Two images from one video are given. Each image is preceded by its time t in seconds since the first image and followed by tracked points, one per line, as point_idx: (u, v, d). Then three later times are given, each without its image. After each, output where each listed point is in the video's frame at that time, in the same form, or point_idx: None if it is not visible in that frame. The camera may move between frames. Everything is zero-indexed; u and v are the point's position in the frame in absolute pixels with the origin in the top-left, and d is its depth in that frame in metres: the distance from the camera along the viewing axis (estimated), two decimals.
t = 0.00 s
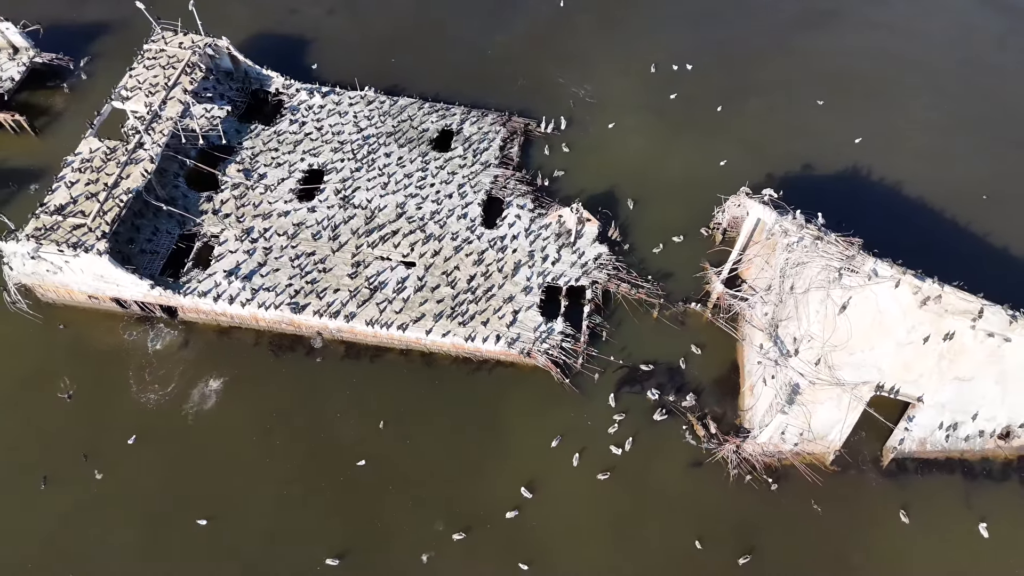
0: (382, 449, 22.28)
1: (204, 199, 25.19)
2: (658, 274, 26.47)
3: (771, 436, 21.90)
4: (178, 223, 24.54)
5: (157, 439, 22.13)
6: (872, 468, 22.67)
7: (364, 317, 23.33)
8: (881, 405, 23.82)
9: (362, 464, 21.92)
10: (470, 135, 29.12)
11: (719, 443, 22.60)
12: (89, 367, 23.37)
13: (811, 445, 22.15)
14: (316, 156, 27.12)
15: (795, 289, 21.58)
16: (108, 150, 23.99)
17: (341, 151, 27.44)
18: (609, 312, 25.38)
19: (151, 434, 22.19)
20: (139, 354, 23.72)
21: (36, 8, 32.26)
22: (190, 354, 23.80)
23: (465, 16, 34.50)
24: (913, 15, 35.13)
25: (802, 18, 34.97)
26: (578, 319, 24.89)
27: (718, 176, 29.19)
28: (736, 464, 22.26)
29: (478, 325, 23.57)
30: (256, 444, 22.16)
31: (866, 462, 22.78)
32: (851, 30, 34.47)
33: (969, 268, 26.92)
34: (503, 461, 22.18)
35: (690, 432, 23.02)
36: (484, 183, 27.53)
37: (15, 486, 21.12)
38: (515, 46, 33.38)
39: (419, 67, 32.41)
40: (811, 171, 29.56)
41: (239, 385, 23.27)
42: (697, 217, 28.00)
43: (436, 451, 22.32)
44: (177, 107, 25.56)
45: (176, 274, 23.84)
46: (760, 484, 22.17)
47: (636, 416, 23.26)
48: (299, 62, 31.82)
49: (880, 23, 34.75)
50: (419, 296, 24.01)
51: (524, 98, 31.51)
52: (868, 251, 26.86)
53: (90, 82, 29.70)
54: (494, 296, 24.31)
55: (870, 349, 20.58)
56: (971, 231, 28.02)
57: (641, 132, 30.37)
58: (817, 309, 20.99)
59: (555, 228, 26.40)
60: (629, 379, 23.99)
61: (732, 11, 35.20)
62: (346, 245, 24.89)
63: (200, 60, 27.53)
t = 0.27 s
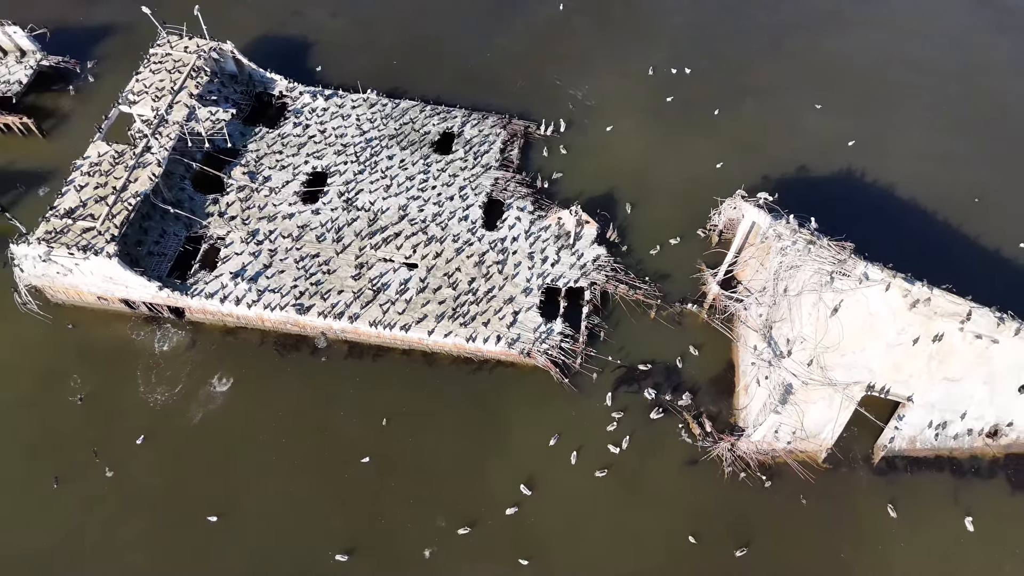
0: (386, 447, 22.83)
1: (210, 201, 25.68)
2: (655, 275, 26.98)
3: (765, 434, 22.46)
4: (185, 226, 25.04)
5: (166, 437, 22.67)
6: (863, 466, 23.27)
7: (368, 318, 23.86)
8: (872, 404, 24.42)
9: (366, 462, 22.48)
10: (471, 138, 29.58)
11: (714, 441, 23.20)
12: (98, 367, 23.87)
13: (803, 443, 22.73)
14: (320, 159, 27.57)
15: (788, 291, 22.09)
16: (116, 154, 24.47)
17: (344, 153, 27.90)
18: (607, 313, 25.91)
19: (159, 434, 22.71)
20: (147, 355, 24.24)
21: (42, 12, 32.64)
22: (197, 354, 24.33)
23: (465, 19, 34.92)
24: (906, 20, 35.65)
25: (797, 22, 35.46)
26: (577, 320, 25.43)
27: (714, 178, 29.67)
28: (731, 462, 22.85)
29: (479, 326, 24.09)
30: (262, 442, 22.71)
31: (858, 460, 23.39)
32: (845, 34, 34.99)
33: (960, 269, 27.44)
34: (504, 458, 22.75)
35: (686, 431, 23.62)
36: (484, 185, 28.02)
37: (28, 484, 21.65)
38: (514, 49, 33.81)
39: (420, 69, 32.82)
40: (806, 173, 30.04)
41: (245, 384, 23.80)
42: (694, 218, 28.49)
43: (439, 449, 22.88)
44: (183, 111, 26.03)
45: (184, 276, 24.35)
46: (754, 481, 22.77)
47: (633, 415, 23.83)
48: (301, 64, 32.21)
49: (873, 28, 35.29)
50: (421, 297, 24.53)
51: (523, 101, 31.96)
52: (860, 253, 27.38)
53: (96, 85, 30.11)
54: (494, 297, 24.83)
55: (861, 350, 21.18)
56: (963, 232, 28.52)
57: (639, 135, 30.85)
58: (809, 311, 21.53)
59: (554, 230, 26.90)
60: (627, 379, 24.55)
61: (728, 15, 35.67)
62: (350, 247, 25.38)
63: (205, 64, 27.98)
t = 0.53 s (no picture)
0: (389, 445, 23.41)
1: (216, 203, 26.16)
2: (653, 276, 27.49)
3: (759, 432, 23.04)
4: (191, 227, 25.50)
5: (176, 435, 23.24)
6: (855, 463, 23.90)
7: (371, 318, 24.38)
8: (864, 403, 25.00)
9: (370, 459, 23.07)
10: (472, 140, 30.03)
11: (709, 439, 23.77)
12: (107, 368, 24.39)
13: (796, 441, 23.30)
14: (323, 161, 28.04)
15: (782, 293, 22.61)
16: (124, 157, 24.99)
17: (347, 156, 28.36)
18: (605, 313, 26.44)
19: (167, 433, 23.25)
20: (155, 355, 24.76)
21: (47, 14, 32.99)
22: (204, 354, 24.86)
23: (465, 21, 35.29)
24: (900, 23, 36.07)
25: (793, 25, 35.90)
26: (576, 320, 25.97)
27: (711, 180, 30.14)
28: (725, 459, 23.42)
29: (480, 326, 24.61)
30: (269, 440, 23.28)
31: (849, 457, 24.01)
32: (841, 37, 35.42)
33: (951, 270, 27.97)
34: (504, 456, 23.33)
35: (682, 428, 24.18)
36: (485, 187, 28.50)
37: (42, 480, 22.25)
38: (514, 51, 34.21)
39: (421, 71, 33.20)
40: (802, 175, 30.53)
41: (251, 383, 24.35)
42: (691, 220, 28.98)
43: (441, 446, 23.46)
44: (189, 115, 26.50)
45: (191, 277, 24.85)
46: (748, 477, 23.37)
47: (630, 413, 24.40)
48: (304, 66, 32.58)
49: (868, 31, 35.72)
50: (423, 298, 25.05)
51: (523, 103, 32.40)
52: (853, 255, 27.91)
53: (102, 87, 30.51)
54: (495, 298, 25.35)
55: (852, 351, 21.62)
56: (956, 233, 29.04)
57: (637, 138, 31.29)
58: (802, 312, 22.06)
59: (554, 232, 27.41)
60: (625, 378, 25.10)
61: (726, 18, 36.09)
62: (353, 248, 25.89)
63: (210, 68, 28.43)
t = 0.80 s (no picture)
0: (393, 443, 23.98)
1: (222, 205, 26.64)
2: (650, 276, 28.03)
3: (753, 430, 23.63)
4: (198, 229, 25.99)
5: (184, 432, 23.80)
6: (846, 460, 24.51)
7: (375, 319, 24.90)
8: (856, 402, 25.59)
9: (374, 456, 23.65)
10: (473, 142, 30.49)
11: (705, 436, 24.38)
12: (115, 367, 24.90)
13: (790, 439, 23.90)
14: (327, 163, 28.49)
15: (776, 295, 23.16)
16: (132, 161, 25.52)
17: (350, 158, 28.82)
18: (603, 313, 26.98)
19: (174, 432, 23.77)
20: (162, 354, 25.28)
21: (53, 17, 33.38)
22: (211, 353, 25.39)
23: (465, 23, 35.67)
24: (895, 26, 36.51)
25: (789, 28, 36.32)
26: (575, 320, 26.53)
27: (708, 182, 30.64)
28: (721, 456, 24.02)
29: (481, 327, 25.13)
30: (276, 437, 23.85)
31: (841, 455, 24.62)
32: (836, 41, 35.88)
33: (943, 270, 28.50)
34: (504, 453, 23.92)
35: (679, 426, 24.76)
36: (486, 189, 28.98)
37: (56, 477, 22.83)
38: (514, 53, 34.63)
39: (423, 73, 33.62)
40: (797, 176, 31.02)
41: (257, 382, 24.89)
42: (687, 222, 29.49)
43: (443, 444, 24.04)
44: (195, 118, 26.97)
45: (198, 278, 25.37)
46: (743, 474, 23.98)
47: (628, 411, 24.96)
48: (307, 68, 32.97)
49: (862, 34, 36.19)
50: (426, 298, 25.58)
51: (523, 105, 32.85)
52: (846, 256, 28.46)
53: (107, 89, 30.93)
54: (496, 299, 25.89)
55: (844, 352, 22.24)
56: (948, 235, 29.57)
57: (635, 140, 31.77)
58: (795, 314, 22.61)
59: (553, 233, 27.92)
60: (623, 377, 25.66)
61: (722, 21, 36.52)
62: (357, 250, 26.39)
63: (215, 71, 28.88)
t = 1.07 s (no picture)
0: (396, 441, 24.54)
1: (227, 207, 27.10)
2: (647, 277, 28.56)
3: (748, 428, 24.22)
4: (204, 230, 26.47)
5: (193, 430, 24.36)
6: (838, 457, 25.12)
7: (378, 319, 25.43)
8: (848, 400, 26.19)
9: (378, 453, 24.23)
10: (474, 144, 30.94)
11: (700, 434, 25.05)
12: (123, 366, 25.40)
13: (783, 436, 24.47)
14: (330, 165, 28.94)
15: (770, 296, 23.69)
16: (139, 163, 26.00)
17: (353, 160, 29.27)
18: (601, 313, 27.52)
19: (180, 431, 24.30)
20: (169, 353, 25.80)
21: (58, 20, 33.79)
22: (217, 353, 25.92)
23: (465, 26, 36.06)
24: (889, 29, 36.97)
25: (784, 32, 36.79)
26: (574, 319, 27.07)
27: (704, 183, 31.13)
28: (715, 453, 24.67)
29: (482, 327, 25.65)
30: (282, 435, 24.42)
31: (833, 452, 25.24)
32: (830, 44, 36.41)
33: (935, 271, 29.00)
34: (505, 451, 24.50)
35: (675, 424, 25.35)
36: (486, 190, 29.45)
37: (68, 473, 23.38)
38: (513, 56, 35.05)
39: (424, 75, 34.02)
40: (792, 178, 31.49)
41: (263, 381, 25.42)
42: (684, 223, 29.98)
43: (445, 441, 24.61)
44: (200, 121, 27.43)
45: (204, 278, 25.88)
46: (737, 471, 24.57)
47: (626, 409, 25.52)
48: (309, 70, 33.34)
49: (857, 38, 36.65)
50: (428, 299, 26.10)
51: (523, 108, 33.29)
52: (839, 257, 28.97)
53: (113, 91, 31.34)
54: (496, 299, 26.41)
55: (836, 352, 22.85)
56: (940, 236, 30.10)
57: (633, 142, 32.25)
58: (789, 316, 23.17)
59: (552, 234, 28.41)
60: (620, 375, 26.22)
61: (719, 25, 37.01)
62: (360, 251, 26.89)
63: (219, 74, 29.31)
